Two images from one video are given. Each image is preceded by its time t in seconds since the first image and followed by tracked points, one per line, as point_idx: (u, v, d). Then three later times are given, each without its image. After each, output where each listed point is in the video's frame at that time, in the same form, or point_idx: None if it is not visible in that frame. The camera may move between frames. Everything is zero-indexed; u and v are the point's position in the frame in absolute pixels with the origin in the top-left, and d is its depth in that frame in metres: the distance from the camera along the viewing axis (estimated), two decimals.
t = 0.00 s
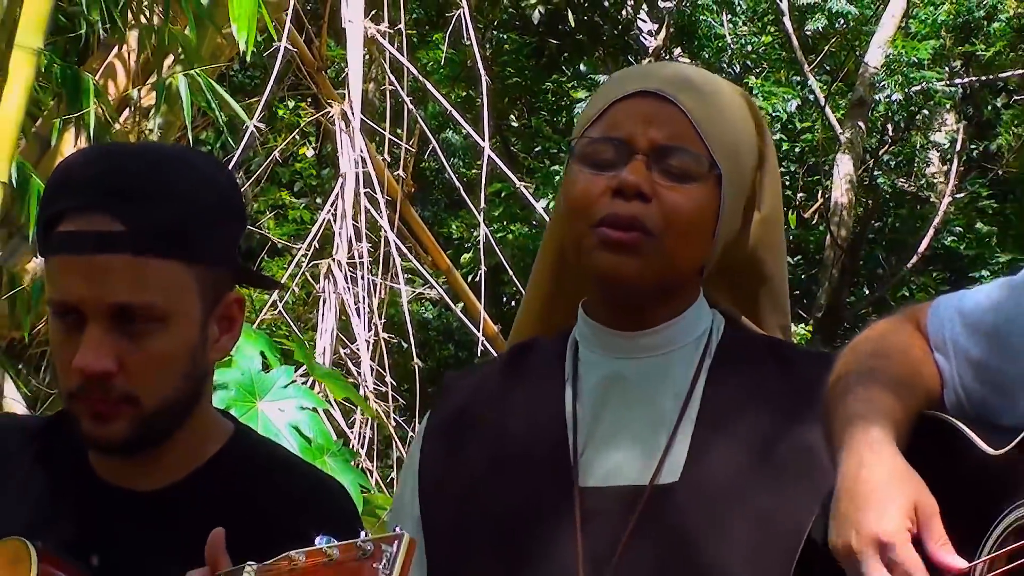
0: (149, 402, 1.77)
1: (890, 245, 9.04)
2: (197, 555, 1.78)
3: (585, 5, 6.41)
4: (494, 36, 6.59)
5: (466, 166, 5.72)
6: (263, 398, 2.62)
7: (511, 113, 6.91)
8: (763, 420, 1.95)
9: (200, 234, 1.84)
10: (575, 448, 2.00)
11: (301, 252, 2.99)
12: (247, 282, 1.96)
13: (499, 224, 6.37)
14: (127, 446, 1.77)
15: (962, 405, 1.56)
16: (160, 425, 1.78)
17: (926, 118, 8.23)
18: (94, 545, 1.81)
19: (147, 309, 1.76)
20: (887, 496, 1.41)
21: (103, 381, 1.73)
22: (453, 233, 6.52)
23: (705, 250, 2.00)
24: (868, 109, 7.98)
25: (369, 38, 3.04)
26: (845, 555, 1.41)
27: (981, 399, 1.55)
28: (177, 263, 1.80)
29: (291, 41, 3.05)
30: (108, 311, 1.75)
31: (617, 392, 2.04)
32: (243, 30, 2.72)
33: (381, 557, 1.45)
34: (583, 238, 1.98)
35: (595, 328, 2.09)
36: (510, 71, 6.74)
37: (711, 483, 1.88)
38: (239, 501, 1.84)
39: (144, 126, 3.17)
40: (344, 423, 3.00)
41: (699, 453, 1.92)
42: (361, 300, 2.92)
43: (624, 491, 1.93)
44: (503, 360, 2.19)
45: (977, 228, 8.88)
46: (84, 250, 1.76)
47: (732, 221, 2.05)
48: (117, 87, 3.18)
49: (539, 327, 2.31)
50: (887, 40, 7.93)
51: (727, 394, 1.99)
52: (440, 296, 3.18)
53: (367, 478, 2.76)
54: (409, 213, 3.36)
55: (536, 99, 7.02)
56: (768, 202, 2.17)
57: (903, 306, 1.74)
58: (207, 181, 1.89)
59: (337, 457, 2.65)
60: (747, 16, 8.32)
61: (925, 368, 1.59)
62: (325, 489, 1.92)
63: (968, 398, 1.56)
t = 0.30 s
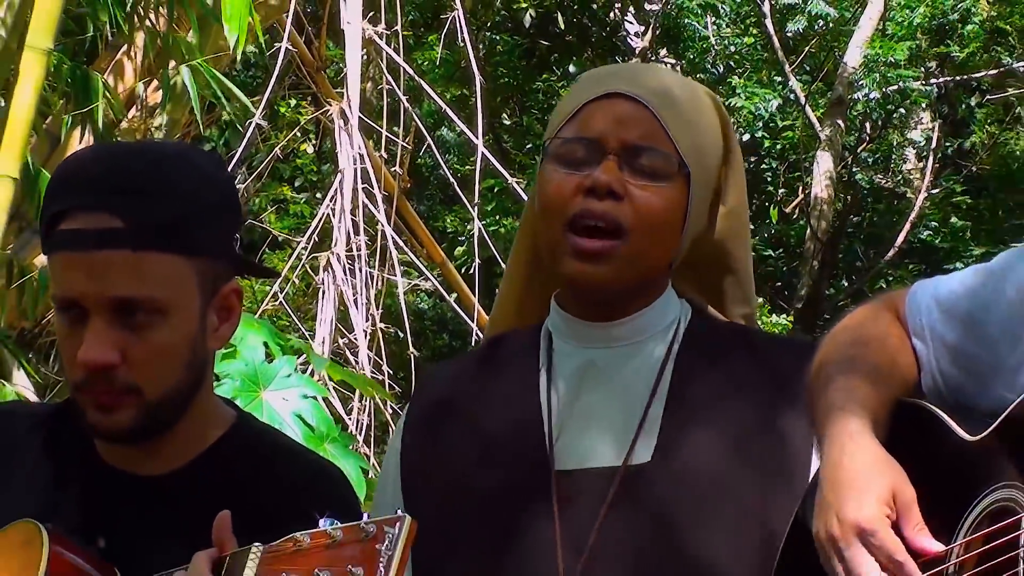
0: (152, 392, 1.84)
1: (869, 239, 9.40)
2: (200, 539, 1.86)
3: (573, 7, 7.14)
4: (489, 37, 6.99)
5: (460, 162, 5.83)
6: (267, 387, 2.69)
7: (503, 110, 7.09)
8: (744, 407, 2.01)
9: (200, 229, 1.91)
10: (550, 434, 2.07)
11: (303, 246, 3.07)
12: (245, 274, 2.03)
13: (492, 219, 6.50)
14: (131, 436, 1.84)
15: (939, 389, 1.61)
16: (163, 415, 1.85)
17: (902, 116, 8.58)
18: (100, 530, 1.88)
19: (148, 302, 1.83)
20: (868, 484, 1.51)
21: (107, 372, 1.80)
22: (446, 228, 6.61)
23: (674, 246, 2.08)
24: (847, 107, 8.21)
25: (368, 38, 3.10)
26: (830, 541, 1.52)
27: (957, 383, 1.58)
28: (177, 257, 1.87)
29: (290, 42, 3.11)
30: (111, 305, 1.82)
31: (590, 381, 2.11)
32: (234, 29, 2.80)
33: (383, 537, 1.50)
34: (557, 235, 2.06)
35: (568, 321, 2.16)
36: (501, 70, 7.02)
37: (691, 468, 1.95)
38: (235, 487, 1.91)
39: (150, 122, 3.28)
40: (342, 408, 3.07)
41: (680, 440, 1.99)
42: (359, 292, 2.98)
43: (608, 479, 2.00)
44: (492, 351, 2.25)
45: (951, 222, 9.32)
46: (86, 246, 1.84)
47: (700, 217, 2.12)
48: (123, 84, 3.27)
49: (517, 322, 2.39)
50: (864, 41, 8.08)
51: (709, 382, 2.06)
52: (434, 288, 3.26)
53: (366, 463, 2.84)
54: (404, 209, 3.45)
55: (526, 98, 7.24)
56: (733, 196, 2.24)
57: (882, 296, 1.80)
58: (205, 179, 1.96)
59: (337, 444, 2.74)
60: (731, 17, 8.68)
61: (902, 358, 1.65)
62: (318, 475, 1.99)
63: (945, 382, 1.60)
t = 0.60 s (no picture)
0: (149, 387, 1.83)
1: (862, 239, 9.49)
2: (195, 538, 1.86)
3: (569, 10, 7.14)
4: (485, 38, 7.09)
5: (455, 164, 5.85)
6: (264, 390, 2.69)
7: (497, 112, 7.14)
8: (739, 401, 2.00)
9: (196, 224, 1.92)
10: (537, 431, 2.07)
11: (297, 248, 3.06)
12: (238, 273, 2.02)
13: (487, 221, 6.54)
14: (129, 430, 1.84)
15: (936, 386, 1.62)
16: (160, 411, 1.85)
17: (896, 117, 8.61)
18: (95, 529, 1.88)
19: (144, 296, 1.84)
20: (872, 476, 1.49)
21: (103, 366, 1.80)
22: (441, 229, 6.63)
23: (652, 241, 2.07)
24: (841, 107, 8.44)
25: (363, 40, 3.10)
26: (828, 530, 1.49)
27: (953, 380, 1.60)
28: (173, 251, 1.88)
29: (285, 43, 3.13)
30: (108, 299, 1.83)
31: (579, 376, 2.11)
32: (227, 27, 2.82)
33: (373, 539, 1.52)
34: (533, 231, 2.05)
35: (558, 319, 2.15)
36: (495, 72, 7.13)
37: (686, 464, 1.94)
38: (228, 485, 1.91)
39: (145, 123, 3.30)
40: (337, 410, 3.07)
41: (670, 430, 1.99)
42: (354, 294, 2.98)
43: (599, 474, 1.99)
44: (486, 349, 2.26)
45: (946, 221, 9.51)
46: (83, 240, 1.85)
47: (680, 214, 2.12)
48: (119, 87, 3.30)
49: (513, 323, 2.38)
50: (858, 41, 8.43)
51: (702, 375, 2.06)
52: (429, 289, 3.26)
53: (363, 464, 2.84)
54: (400, 210, 3.47)
55: (521, 100, 7.32)
56: (725, 197, 2.23)
57: (878, 294, 1.81)
58: (200, 175, 1.98)
59: (334, 446, 2.74)
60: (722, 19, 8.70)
61: (900, 355, 1.65)
62: (311, 472, 1.99)
63: (942, 379, 1.62)
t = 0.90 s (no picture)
0: (144, 385, 1.85)
1: (863, 237, 9.55)
2: (195, 536, 1.86)
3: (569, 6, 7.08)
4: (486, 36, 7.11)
5: (455, 161, 5.85)
6: (265, 387, 2.69)
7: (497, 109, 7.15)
8: (736, 396, 1.99)
9: (181, 217, 1.94)
10: (546, 434, 2.04)
11: (297, 245, 3.05)
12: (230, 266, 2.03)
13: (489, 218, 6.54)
14: (129, 428, 1.86)
15: (934, 388, 1.62)
16: (157, 408, 1.87)
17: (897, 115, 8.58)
18: (97, 529, 1.89)
19: (137, 294, 1.86)
20: (867, 475, 1.49)
21: (98, 366, 1.82)
22: (442, 227, 6.63)
23: (652, 240, 2.05)
24: (842, 106, 8.40)
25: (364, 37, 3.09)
26: (820, 526, 1.51)
27: (953, 383, 1.60)
28: (161, 248, 1.91)
29: (287, 41, 3.13)
30: (101, 299, 1.85)
31: (587, 377, 2.08)
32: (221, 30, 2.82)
33: (377, 533, 1.53)
34: (530, 234, 2.04)
35: (566, 319, 2.13)
36: (496, 71, 7.14)
37: (689, 462, 1.92)
38: (226, 482, 1.92)
39: (146, 120, 3.31)
40: (338, 407, 3.08)
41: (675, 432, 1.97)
42: (356, 291, 2.98)
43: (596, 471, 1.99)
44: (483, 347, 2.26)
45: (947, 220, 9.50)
46: (71, 240, 1.88)
47: (683, 212, 2.09)
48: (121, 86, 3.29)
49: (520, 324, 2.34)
50: (859, 39, 8.41)
51: (700, 368, 2.04)
52: (429, 286, 3.26)
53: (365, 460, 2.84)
54: (400, 207, 3.48)
55: (523, 97, 7.36)
56: (733, 193, 2.22)
57: (879, 295, 1.82)
58: (192, 170, 2.01)
59: (335, 443, 2.74)
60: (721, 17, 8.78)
61: (901, 357, 1.65)
62: (309, 469, 1.99)
63: (940, 380, 1.61)
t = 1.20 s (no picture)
0: (142, 381, 1.86)
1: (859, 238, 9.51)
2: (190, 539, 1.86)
3: (564, 9, 7.16)
4: (481, 38, 7.14)
5: (451, 162, 5.87)
6: (262, 388, 2.68)
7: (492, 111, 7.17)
8: (732, 396, 1.99)
9: (177, 216, 1.96)
10: (546, 437, 2.04)
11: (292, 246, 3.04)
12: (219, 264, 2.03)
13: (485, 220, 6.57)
14: (125, 426, 1.86)
15: (925, 392, 1.64)
16: (155, 405, 1.88)
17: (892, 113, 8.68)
18: (92, 531, 1.89)
19: (133, 290, 1.88)
20: (858, 483, 1.50)
21: (95, 362, 1.84)
22: (438, 228, 6.65)
23: (679, 247, 2.06)
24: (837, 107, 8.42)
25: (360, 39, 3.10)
26: (812, 534, 1.52)
27: (943, 385, 1.62)
28: (157, 244, 1.92)
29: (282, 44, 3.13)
30: (97, 295, 1.87)
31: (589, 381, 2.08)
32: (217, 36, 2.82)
33: (370, 536, 1.51)
34: (562, 238, 2.02)
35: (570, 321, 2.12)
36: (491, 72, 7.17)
37: (687, 465, 1.91)
38: (222, 486, 1.92)
39: (141, 123, 3.31)
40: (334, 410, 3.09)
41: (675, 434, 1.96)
42: (351, 293, 2.99)
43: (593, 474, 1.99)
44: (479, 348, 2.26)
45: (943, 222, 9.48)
46: (65, 238, 1.89)
47: (702, 219, 2.10)
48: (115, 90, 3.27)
49: (509, 323, 2.34)
50: (853, 41, 8.37)
51: (698, 369, 2.04)
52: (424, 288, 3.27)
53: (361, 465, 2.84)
54: (396, 209, 3.49)
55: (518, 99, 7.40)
56: (730, 197, 2.19)
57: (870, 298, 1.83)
58: (186, 173, 2.02)
59: (332, 447, 2.74)
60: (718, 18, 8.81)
61: (891, 357, 1.67)
62: (305, 472, 1.99)
63: (930, 384, 1.63)
